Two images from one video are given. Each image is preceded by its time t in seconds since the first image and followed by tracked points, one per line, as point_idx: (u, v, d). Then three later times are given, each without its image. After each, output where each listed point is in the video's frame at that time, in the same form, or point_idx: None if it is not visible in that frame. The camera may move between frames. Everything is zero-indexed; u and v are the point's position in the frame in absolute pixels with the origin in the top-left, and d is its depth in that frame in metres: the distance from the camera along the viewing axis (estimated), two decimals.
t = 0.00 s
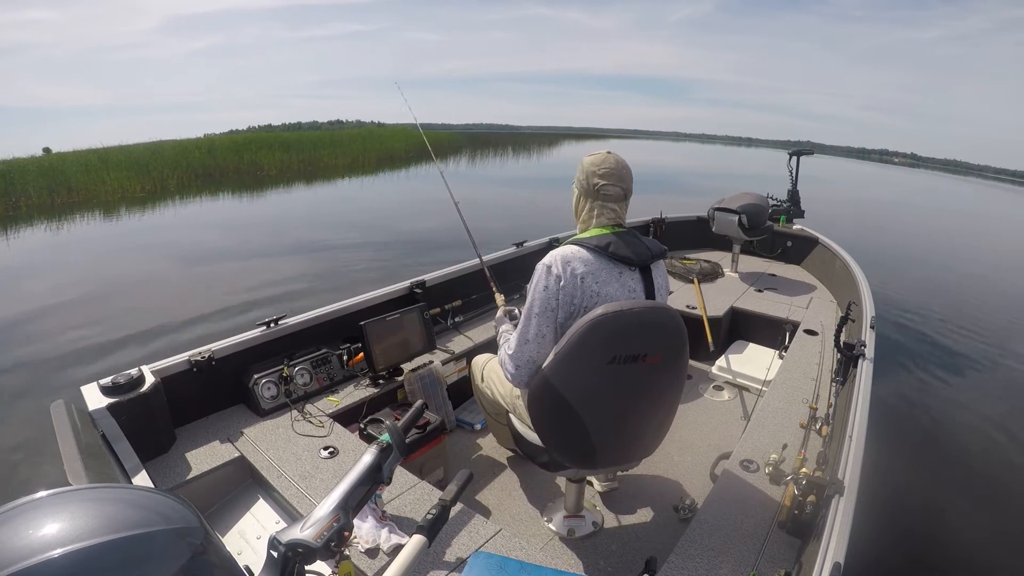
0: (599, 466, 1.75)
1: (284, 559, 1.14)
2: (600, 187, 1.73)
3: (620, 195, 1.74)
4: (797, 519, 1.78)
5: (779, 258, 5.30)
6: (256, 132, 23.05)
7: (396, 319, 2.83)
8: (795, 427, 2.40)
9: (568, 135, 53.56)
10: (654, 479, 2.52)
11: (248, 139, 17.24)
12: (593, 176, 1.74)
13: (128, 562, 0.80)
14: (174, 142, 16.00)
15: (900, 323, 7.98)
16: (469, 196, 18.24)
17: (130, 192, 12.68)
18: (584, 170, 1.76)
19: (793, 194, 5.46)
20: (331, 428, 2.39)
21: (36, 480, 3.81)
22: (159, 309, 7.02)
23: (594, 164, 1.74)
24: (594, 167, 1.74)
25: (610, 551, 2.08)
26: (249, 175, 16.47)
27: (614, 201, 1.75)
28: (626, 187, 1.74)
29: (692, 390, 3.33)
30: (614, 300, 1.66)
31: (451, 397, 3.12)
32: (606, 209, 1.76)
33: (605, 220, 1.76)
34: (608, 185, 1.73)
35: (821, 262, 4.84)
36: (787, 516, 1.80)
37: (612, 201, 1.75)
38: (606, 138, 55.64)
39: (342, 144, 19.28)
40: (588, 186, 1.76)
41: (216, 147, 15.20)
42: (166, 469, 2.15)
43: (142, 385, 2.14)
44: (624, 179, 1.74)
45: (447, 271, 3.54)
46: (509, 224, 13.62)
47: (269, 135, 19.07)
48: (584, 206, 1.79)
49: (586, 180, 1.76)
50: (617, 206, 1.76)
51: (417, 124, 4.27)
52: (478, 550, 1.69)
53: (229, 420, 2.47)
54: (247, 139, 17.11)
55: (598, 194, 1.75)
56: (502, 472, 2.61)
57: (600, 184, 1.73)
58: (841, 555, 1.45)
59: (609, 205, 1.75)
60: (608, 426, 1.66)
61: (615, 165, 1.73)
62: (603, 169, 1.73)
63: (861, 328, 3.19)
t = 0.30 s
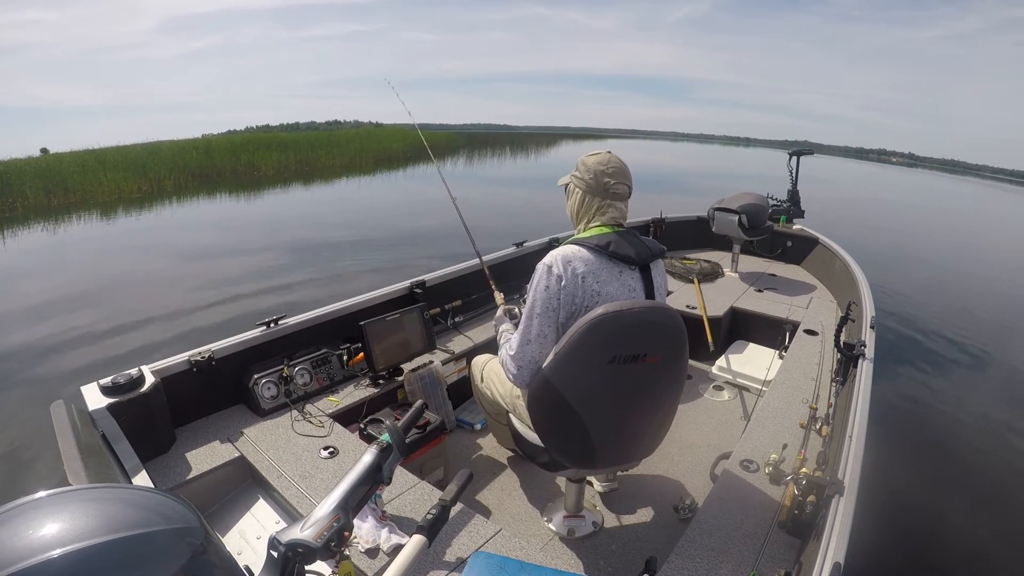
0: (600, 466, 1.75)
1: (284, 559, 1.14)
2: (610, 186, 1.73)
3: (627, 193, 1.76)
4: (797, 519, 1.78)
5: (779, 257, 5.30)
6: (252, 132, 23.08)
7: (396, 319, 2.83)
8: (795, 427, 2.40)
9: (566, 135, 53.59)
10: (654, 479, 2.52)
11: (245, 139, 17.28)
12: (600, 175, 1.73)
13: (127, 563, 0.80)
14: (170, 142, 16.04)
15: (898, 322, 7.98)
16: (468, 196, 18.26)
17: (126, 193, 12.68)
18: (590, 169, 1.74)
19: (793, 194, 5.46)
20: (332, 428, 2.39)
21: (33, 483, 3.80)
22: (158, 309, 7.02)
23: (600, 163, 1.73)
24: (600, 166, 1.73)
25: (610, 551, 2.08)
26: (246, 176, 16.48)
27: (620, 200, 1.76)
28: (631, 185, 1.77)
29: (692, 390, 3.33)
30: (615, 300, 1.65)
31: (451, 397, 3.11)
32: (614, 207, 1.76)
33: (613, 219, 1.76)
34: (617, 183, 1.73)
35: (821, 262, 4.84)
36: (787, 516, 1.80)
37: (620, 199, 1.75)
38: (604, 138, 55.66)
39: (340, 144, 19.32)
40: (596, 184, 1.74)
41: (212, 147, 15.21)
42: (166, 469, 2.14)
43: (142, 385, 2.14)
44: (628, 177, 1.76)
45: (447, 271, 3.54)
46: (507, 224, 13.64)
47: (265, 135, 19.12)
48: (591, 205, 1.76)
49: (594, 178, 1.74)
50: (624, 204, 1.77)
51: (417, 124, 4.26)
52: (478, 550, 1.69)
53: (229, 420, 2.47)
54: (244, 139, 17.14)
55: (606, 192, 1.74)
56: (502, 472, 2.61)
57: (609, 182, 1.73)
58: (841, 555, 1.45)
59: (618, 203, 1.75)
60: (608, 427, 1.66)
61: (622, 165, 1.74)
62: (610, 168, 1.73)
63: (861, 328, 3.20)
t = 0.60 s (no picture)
0: (600, 466, 1.75)
1: (283, 559, 1.14)
2: (610, 186, 1.73)
3: (627, 193, 1.76)
4: (797, 519, 1.78)
5: (779, 257, 5.30)
6: (249, 132, 23.08)
7: (396, 319, 2.83)
8: (795, 427, 2.40)
9: (565, 135, 53.54)
10: (654, 479, 2.52)
11: (241, 139, 17.30)
12: (601, 175, 1.73)
13: (126, 563, 0.79)
14: (167, 143, 16.05)
15: (897, 322, 7.99)
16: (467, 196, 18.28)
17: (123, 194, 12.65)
18: (589, 169, 1.74)
19: (794, 194, 5.46)
20: (332, 428, 2.39)
21: (30, 484, 3.80)
22: (157, 310, 7.02)
23: (599, 164, 1.74)
24: (600, 167, 1.73)
25: (610, 551, 2.08)
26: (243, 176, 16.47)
27: (621, 200, 1.76)
28: (631, 186, 1.77)
29: (692, 390, 3.33)
30: (614, 299, 1.65)
31: (450, 397, 3.11)
32: (614, 208, 1.76)
33: (612, 219, 1.76)
34: (617, 183, 1.73)
35: (821, 262, 4.84)
36: (787, 516, 1.80)
37: (620, 200, 1.75)
38: (602, 138, 55.70)
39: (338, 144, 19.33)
40: (596, 185, 1.74)
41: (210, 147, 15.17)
42: (166, 469, 2.14)
43: (142, 385, 2.14)
44: (628, 178, 1.77)
45: (447, 271, 3.54)
46: (505, 224, 13.66)
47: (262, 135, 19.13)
48: (590, 205, 1.76)
49: (594, 178, 1.73)
50: (624, 205, 1.77)
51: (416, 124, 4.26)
52: (478, 550, 1.69)
53: (229, 420, 2.47)
54: (241, 139, 17.16)
55: (607, 193, 1.74)
56: (502, 472, 2.61)
57: (609, 182, 1.73)
58: (841, 554, 1.45)
59: (618, 203, 1.75)
60: (608, 427, 1.66)
61: (622, 165, 1.74)
62: (610, 169, 1.73)
63: (861, 328, 3.19)
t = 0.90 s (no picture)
0: (599, 466, 1.75)
1: (283, 559, 1.14)
2: (612, 187, 1.73)
3: (629, 194, 1.76)
4: (797, 519, 1.78)
5: (779, 257, 5.30)
6: (246, 132, 23.06)
7: (396, 319, 2.83)
8: (795, 427, 2.40)
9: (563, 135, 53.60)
10: (654, 479, 2.52)
11: (238, 139, 17.30)
12: (603, 176, 1.73)
13: (126, 564, 0.79)
14: (163, 143, 16.05)
15: (896, 321, 8.00)
16: (465, 196, 18.28)
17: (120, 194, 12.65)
18: (592, 170, 1.74)
19: (794, 194, 5.46)
20: (332, 428, 2.39)
21: (27, 485, 3.79)
22: (156, 310, 7.02)
23: (601, 164, 1.73)
24: (603, 167, 1.73)
25: (610, 551, 2.08)
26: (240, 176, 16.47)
27: (622, 201, 1.76)
28: (633, 186, 1.77)
29: (692, 390, 3.33)
30: (614, 299, 1.65)
31: (450, 397, 3.11)
32: (616, 209, 1.76)
33: (614, 220, 1.76)
34: (620, 184, 1.73)
35: (820, 262, 4.84)
36: (787, 516, 1.80)
37: (622, 200, 1.76)
38: (600, 138, 55.73)
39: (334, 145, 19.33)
40: (598, 185, 1.74)
41: (207, 148, 15.18)
42: (166, 469, 2.14)
43: (142, 385, 2.14)
44: (630, 178, 1.77)
45: (447, 271, 3.54)
46: (504, 225, 13.66)
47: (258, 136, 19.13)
48: (593, 205, 1.76)
49: (596, 179, 1.73)
50: (626, 206, 1.77)
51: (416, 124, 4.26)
52: (479, 550, 1.69)
53: (229, 420, 2.47)
54: (238, 139, 17.16)
55: (609, 193, 1.74)
56: (502, 472, 2.61)
57: (611, 183, 1.73)
58: (841, 554, 1.45)
59: (621, 204, 1.76)
60: (608, 427, 1.66)
61: (624, 166, 1.74)
62: (612, 169, 1.73)
63: (860, 329, 3.20)
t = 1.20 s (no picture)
0: (600, 466, 1.75)
1: (283, 559, 1.14)
2: (613, 187, 1.73)
3: (629, 194, 1.76)
4: (797, 520, 1.78)
5: (779, 257, 5.30)
6: (241, 131, 23.07)
7: (396, 319, 2.83)
8: (795, 427, 2.41)
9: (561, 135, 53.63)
10: (654, 479, 2.52)
11: (235, 140, 17.33)
12: (604, 176, 1.73)
13: (126, 564, 0.79)
14: (160, 144, 16.08)
15: (895, 321, 8.00)
16: (464, 195, 18.30)
17: (116, 194, 12.68)
18: (594, 170, 1.74)
19: (794, 194, 5.46)
20: (332, 428, 2.39)
21: (25, 487, 3.79)
22: (154, 310, 7.03)
23: (602, 164, 1.73)
24: (604, 167, 1.73)
25: (610, 551, 2.08)
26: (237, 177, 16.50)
27: (623, 201, 1.76)
28: (634, 187, 1.77)
29: (692, 390, 3.33)
30: (614, 299, 1.65)
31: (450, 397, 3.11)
32: (617, 209, 1.76)
33: (615, 220, 1.76)
34: (621, 185, 1.73)
35: (821, 262, 4.84)
36: (787, 516, 1.80)
37: (623, 201, 1.76)
38: (598, 138, 55.74)
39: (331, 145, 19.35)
40: (600, 186, 1.74)
41: (204, 149, 15.20)
42: (166, 469, 2.14)
43: (142, 385, 2.14)
44: (631, 178, 1.77)
45: (447, 271, 3.54)
46: (502, 224, 13.67)
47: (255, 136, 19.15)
48: (594, 205, 1.76)
49: (597, 179, 1.73)
50: (627, 206, 1.77)
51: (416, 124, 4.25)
52: (479, 550, 1.69)
53: (228, 420, 2.47)
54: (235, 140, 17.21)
55: (610, 194, 1.74)
56: (502, 472, 2.61)
57: (613, 183, 1.73)
58: (841, 554, 1.45)
59: (622, 204, 1.76)
60: (608, 427, 1.66)
61: (625, 166, 1.74)
62: (613, 170, 1.73)
63: (861, 329, 3.20)
